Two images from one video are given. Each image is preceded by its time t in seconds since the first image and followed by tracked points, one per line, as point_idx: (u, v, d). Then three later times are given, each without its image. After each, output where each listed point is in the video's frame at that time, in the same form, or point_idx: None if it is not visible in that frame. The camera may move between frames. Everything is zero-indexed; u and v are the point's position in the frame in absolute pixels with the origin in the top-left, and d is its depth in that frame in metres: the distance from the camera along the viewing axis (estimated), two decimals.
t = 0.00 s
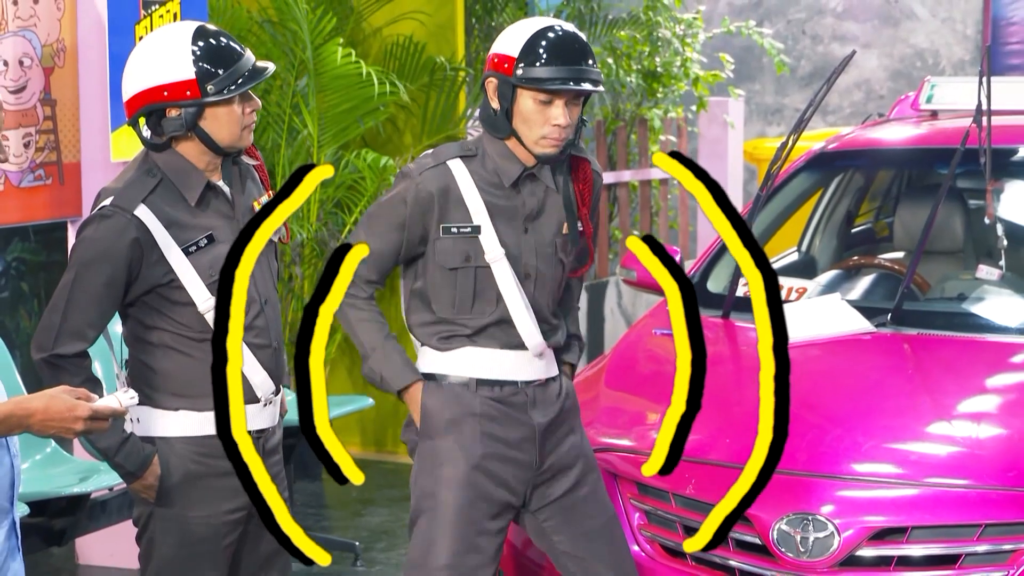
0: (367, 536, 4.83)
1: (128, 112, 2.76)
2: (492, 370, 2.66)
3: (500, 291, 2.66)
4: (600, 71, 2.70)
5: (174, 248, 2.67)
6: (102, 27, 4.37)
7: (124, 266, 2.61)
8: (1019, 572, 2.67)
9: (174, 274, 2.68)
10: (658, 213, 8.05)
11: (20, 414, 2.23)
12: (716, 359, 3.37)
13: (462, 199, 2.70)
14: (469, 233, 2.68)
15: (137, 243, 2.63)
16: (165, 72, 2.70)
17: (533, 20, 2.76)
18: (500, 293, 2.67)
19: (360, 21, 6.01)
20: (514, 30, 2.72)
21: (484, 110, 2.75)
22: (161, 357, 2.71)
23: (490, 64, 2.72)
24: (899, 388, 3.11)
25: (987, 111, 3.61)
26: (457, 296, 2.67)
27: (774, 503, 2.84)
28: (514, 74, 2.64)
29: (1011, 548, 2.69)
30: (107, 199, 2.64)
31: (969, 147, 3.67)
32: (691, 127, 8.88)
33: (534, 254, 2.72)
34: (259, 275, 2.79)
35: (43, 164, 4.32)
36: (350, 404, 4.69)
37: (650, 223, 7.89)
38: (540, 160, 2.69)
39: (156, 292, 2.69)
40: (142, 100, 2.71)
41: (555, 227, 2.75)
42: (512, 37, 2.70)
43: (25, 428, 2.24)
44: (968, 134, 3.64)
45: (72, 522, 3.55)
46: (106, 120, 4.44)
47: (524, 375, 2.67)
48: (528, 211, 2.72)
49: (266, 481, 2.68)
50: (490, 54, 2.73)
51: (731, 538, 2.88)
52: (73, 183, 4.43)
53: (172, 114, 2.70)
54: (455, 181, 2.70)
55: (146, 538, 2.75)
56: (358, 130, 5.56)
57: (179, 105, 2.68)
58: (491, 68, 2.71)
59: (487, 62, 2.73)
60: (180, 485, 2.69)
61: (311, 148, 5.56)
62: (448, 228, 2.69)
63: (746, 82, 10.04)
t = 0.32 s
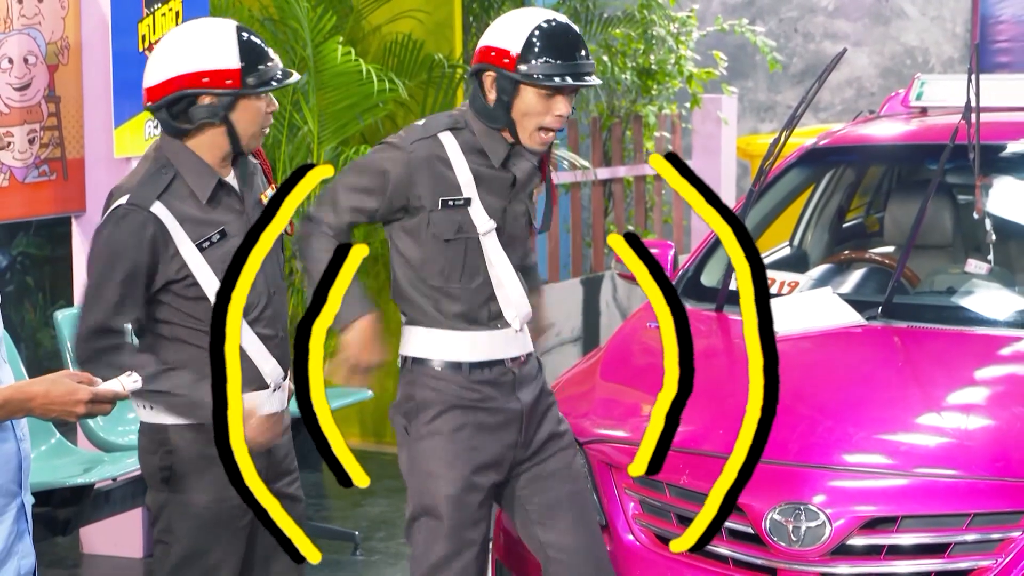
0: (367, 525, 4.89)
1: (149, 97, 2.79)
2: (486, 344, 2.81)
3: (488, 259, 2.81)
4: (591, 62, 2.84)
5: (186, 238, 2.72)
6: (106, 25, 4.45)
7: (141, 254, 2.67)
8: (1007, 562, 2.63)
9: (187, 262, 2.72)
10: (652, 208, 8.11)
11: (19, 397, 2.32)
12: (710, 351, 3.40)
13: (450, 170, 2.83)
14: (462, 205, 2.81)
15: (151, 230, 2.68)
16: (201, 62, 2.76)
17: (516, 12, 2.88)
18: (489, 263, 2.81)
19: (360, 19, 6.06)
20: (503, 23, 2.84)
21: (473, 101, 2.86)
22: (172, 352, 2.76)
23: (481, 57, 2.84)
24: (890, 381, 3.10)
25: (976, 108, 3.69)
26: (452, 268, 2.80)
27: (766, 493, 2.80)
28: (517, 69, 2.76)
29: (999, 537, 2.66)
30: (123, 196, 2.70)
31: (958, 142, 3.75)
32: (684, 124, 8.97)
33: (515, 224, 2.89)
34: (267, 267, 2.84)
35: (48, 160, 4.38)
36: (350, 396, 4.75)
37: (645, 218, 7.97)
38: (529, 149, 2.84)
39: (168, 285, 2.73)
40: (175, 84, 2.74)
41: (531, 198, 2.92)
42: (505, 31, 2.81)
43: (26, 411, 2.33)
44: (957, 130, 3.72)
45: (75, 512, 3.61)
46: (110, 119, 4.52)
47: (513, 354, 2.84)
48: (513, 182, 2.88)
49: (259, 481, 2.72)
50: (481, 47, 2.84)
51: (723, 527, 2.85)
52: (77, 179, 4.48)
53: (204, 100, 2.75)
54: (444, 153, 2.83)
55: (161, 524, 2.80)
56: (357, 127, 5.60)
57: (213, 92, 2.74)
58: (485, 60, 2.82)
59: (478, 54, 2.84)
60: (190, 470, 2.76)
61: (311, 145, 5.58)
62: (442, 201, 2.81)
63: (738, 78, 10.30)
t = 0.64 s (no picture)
0: (367, 517, 4.92)
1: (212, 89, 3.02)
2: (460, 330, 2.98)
3: (464, 248, 2.94)
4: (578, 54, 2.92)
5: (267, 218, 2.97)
6: (109, 20, 4.47)
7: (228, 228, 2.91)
8: (1003, 553, 2.66)
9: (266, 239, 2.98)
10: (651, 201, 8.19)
11: (21, 386, 2.34)
12: (709, 344, 3.43)
13: (431, 161, 2.94)
14: (439, 195, 2.93)
15: (236, 205, 2.92)
16: (262, 53, 3.01)
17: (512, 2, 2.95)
18: (466, 254, 2.95)
19: (361, 14, 6.11)
20: (497, 11, 2.92)
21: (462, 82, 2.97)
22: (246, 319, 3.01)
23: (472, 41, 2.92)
24: (887, 372, 3.13)
25: (971, 103, 3.70)
26: (431, 256, 2.95)
27: (764, 485, 2.82)
28: (508, 56, 2.84)
29: (996, 529, 2.68)
30: (206, 175, 2.94)
31: (955, 137, 3.76)
32: (684, 118, 9.03)
33: (495, 218, 3.01)
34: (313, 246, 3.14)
35: (50, 154, 4.41)
36: (350, 388, 4.78)
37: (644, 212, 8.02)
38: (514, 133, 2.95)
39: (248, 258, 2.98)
40: (243, 74, 2.99)
41: (516, 193, 3.03)
42: (499, 19, 2.89)
43: (29, 400, 2.35)
44: (954, 124, 3.75)
45: (78, 504, 3.64)
46: (112, 113, 4.53)
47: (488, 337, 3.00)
48: (494, 175, 3.00)
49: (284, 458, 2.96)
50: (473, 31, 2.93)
51: (721, 518, 2.86)
52: (79, 172, 4.54)
53: (269, 89, 3.02)
54: (424, 146, 2.94)
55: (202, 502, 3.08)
56: (358, 121, 5.60)
57: (280, 81, 3.01)
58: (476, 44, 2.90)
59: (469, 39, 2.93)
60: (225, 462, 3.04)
61: (312, 138, 5.63)
62: (419, 190, 2.93)
63: (736, 73, 10.41)
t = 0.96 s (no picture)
0: (367, 516, 4.93)
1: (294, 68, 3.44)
2: (439, 316, 3.26)
3: (455, 235, 3.21)
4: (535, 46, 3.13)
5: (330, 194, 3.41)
6: (109, 18, 4.46)
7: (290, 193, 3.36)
8: (1003, 552, 2.66)
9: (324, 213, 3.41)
10: (651, 200, 8.20)
11: (27, 383, 2.36)
12: (709, 343, 3.43)
13: (424, 156, 3.17)
14: (434, 186, 3.18)
15: (300, 174, 3.36)
16: (335, 45, 3.45)
17: None
18: (456, 241, 3.22)
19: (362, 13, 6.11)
20: None
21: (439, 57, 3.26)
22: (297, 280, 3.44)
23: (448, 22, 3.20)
24: (887, 371, 3.14)
25: (972, 101, 3.69)
26: (432, 243, 3.20)
27: (764, 483, 2.82)
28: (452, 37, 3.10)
29: (996, 527, 2.68)
30: (278, 145, 3.37)
31: (955, 135, 3.75)
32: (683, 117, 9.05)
33: (476, 199, 3.29)
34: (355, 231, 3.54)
35: (51, 153, 4.42)
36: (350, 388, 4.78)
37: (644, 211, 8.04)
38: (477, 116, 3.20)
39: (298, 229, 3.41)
40: (319, 60, 3.42)
41: (492, 175, 3.32)
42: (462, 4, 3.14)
43: (35, 397, 2.37)
44: (954, 123, 3.74)
45: (78, 502, 3.64)
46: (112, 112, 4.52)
47: (463, 322, 3.29)
48: (475, 162, 3.27)
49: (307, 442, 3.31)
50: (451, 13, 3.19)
51: (721, 517, 2.86)
52: (80, 170, 4.55)
53: (337, 79, 3.46)
54: (417, 138, 3.16)
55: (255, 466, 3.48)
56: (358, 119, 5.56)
57: (348, 72, 3.45)
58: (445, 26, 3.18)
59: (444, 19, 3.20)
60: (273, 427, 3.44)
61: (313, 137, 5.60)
62: (420, 183, 3.16)
63: (736, 72, 10.43)
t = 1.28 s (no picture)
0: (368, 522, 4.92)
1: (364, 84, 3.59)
2: (453, 320, 3.23)
3: (462, 234, 3.21)
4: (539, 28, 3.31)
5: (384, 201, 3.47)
6: (109, 22, 4.46)
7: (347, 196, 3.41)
8: (1004, 557, 2.66)
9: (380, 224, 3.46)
10: (651, 205, 8.20)
11: (30, 389, 2.36)
12: (709, 348, 3.43)
13: (429, 154, 3.18)
14: (440, 184, 3.18)
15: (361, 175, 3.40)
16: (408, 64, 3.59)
17: None
18: (461, 239, 3.22)
19: (362, 17, 6.02)
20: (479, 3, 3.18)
21: (454, 75, 3.21)
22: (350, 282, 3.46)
23: (476, 36, 3.17)
24: (888, 376, 3.13)
25: (972, 105, 3.70)
26: (434, 240, 3.19)
27: (764, 488, 2.82)
28: (521, 44, 3.19)
29: (997, 532, 2.68)
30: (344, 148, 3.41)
31: (955, 140, 3.76)
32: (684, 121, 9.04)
33: (482, 196, 3.30)
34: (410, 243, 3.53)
35: (52, 157, 4.41)
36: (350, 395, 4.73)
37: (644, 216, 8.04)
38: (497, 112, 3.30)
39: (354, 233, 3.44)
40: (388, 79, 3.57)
41: (494, 173, 3.34)
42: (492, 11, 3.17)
43: (38, 403, 2.37)
44: (954, 127, 3.74)
45: (79, 508, 3.63)
46: (112, 116, 4.52)
47: (479, 326, 3.27)
48: (477, 161, 3.29)
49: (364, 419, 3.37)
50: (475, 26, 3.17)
51: (721, 522, 2.86)
52: (80, 175, 4.54)
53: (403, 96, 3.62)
54: (421, 136, 3.18)
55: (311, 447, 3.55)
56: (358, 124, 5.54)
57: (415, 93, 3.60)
58: (483, 39, 3.16)
59: (473, 34, 3.16)
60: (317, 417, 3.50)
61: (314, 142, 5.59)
62: (426, 180, 3.17)
63: (736, 76, 10.44)
